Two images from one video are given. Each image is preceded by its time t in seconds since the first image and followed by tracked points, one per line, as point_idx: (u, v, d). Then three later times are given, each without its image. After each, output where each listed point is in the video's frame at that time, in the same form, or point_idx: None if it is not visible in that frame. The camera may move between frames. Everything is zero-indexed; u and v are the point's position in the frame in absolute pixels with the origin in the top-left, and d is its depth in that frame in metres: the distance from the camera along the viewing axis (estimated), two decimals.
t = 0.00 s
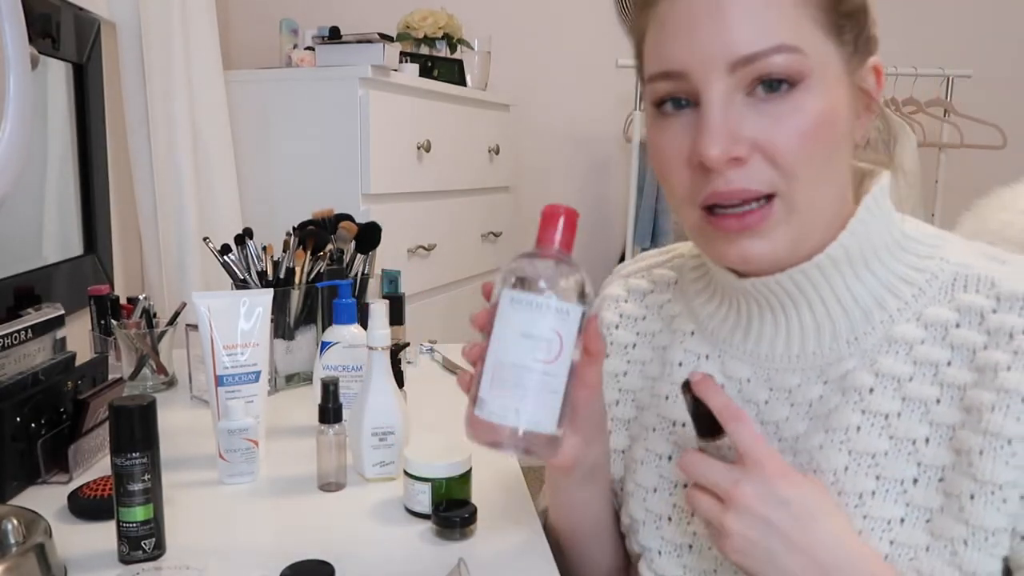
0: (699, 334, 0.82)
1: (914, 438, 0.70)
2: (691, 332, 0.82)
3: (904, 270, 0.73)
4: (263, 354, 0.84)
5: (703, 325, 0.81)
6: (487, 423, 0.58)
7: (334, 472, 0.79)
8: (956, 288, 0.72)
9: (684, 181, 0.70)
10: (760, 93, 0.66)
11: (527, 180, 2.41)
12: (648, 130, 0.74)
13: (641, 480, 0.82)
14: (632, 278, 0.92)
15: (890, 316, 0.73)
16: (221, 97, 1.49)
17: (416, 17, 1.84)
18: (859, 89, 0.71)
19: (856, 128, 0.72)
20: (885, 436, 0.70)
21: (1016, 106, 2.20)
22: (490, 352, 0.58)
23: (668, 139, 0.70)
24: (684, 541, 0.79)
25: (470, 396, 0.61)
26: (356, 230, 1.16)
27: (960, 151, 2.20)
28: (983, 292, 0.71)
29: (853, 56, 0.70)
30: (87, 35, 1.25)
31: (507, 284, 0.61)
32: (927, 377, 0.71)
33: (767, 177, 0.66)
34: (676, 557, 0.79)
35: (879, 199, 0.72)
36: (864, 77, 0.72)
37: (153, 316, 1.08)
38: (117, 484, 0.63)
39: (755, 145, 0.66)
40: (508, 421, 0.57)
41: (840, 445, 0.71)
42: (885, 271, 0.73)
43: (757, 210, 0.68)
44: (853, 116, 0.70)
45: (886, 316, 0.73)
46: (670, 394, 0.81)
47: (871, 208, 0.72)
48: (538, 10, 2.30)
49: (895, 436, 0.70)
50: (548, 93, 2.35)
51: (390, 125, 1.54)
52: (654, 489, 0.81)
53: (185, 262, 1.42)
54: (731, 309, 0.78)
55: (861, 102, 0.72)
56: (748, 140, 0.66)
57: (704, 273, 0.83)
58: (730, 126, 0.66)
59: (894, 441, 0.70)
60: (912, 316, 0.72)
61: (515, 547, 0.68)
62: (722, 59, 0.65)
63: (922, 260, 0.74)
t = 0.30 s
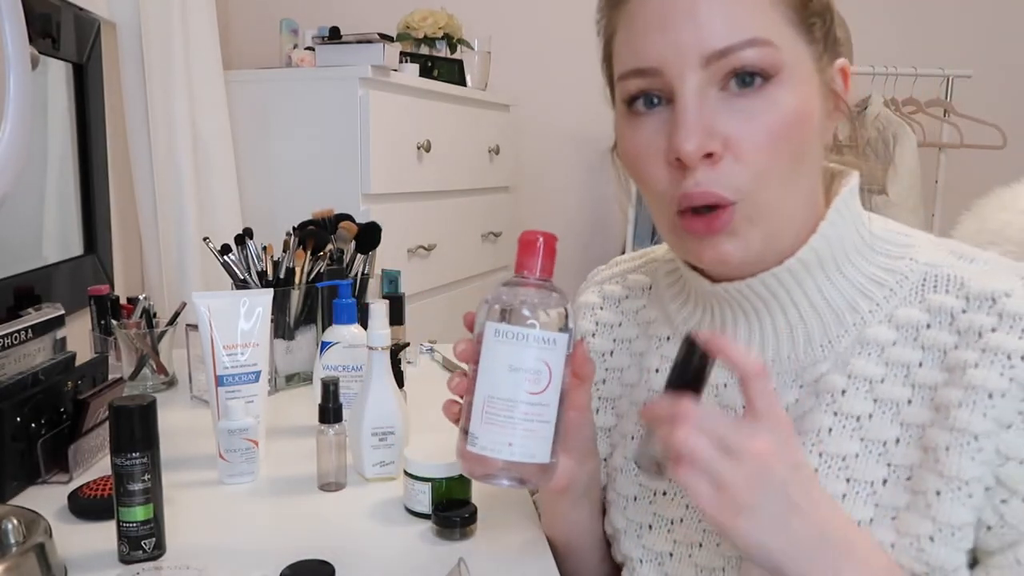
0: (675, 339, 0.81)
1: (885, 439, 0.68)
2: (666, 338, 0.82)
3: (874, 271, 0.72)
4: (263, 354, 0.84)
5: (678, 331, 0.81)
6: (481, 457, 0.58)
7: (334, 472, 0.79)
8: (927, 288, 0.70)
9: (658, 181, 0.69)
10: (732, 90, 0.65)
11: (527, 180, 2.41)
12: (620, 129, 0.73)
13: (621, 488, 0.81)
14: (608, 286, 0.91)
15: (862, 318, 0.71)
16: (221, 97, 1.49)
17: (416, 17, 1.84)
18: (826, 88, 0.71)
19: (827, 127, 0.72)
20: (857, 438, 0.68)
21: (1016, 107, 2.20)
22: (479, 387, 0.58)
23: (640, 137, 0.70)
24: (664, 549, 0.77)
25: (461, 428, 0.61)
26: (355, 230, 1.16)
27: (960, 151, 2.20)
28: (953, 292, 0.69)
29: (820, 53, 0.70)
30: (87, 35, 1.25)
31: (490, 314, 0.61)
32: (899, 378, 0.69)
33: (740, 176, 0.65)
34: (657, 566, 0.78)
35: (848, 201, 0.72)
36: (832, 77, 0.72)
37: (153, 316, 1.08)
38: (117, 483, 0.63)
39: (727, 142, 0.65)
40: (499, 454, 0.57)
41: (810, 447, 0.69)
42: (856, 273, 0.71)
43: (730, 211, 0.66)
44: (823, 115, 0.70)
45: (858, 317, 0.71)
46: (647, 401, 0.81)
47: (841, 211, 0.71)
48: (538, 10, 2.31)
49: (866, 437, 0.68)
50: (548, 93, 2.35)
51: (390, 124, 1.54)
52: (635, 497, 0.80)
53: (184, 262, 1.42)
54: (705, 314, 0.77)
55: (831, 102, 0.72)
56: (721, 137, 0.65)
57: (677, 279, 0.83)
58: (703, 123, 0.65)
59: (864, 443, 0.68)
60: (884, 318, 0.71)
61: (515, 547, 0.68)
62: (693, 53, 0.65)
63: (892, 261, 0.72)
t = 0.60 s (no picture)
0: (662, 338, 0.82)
1: (852, 431, 0.67)
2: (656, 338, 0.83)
3: (854, 268, 0.71)
4: (263, 354, 0.84)
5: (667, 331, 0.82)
6: (482, 467, 0.58)
7: (334, 472, 0.79)
8: (908, 283, 0.69)
9: (646, 178, 0.70)
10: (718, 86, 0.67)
11: (527, 180, 2.41)
12: (609, 127, 0.75)
13: (611, 487, 0.81)
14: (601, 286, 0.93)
15: (841, 315, 0.71)
16: (221, 96, 1.48)
17: (416, 17, 1.84)
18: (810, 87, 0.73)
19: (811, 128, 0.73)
20: (825, 431, 0.68)
21: (1017, 107, 2.20)
22: (476, 396, 0.58)
23: (626, 133, 0.71)
24: (651, 546, 0.77)
25: (459, 437, 0.61)
26: (355, 230, 1.15)
27: (960, 151, 2.20)
28: (929, 287, 0.67)
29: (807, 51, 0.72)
30: (87, 35, 1.25)
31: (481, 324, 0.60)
32: (870, 371, 0.67)
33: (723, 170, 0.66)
34: (644, 563, 0.78)
35: (831, 199, 0.72)
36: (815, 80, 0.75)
37: (153, 316, 1.08)
38: (117, 483, 0.63)
39: (710, 137, 0.66)
40: (500, 462, 0.58)
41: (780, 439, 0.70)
42: (835, 270, 0.71)
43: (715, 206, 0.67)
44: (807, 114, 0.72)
45: (838, 314, 0.71)
46: (636, 400, 0.81)
47: (820, 207, 0.72)
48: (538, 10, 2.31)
49: (834, 431, 0.68)
50: (548, 94, 2.35)
51: (390, 124, 1.54)
52: (622, 495, 0.80)
53: (184, 262, 1.42)
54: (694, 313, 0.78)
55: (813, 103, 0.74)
56: (704, 132, 0.66)
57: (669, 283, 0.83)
58: (687, 117, 0.67)
59: (833, 436, 0.68)
60: (862, 314, 0.70)
61: (515, 546, 0.68)
62: (677, 49, 0.67)
63: (875, 258, 0.71)
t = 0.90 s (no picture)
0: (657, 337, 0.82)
1: (844, 431, 0.67)
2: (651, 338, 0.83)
3: (844, 267, 0.71)
4: (263, 354, 0.84)
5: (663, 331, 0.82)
6: (489, 473, 0.59)
7: (334, 472, 0.79)
8: (897, 282, 0.69)
9: (633, 174, 0.70)
10: (704, 84, 0.67)
11: (527, 180, 2.41)
12: (602, 126, 0.75)
13: (607, 486, 0.81)
14: (598, 287, 0.93)
15: (832, 313, 0.71)
16: (221, 96, 1.48)
17: (417, 17, 1.84)
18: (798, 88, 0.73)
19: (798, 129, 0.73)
20: (818, 431, 0.68)
21: (1016, 107, 2.20)
22: (479, 403, 0.59)
23: (618, 131, 0.72)
24: (646, 545, 0.77)
25: (464, 441, 0.62)
26: (355, 230, 1.15)
27: (960, 151, 2.20)
28: (919, 286, 0.67)
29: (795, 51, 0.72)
30: (86, 35, 1.25)
31: (479, 332, 0.60)
32: (861, 370, 0.68)
33: (708, 167, 0.66)
34: (641, 562, 0.78)
35: (821, 196, 0.72)
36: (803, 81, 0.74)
37: (153, 316, 1.08)
38: (117, 483, 0.63)
39: (696, 134, 0.66)
40: (506, 468, 0.58)
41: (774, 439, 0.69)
42: (826, 268, 0.71)
43: (699, 204, 0.67)
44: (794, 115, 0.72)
45: (828, 313, 0.71)
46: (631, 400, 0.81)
47: (808, 208, 0.71)
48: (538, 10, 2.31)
49: (827, 431, 0.68)
50: (548, 93, 2.35)
51: (390, 124, 1.54)
52: (618, 494, 0.80)
53: (184, 262, 1.42)
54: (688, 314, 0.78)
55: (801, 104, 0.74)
56: (690, 129, 0.66)
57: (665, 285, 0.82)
58: (671, 115, 0.66)
59: (826, 436, 0.68)
60: (853, 312, 0.70)
61: (516, 546, 0.68)
62: (665, 46, 0.66)
63: (863, 256, 0.72)
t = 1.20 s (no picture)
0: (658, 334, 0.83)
1: (842, 427, 0.67)
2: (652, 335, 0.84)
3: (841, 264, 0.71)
4: (263, 354, 0.84)
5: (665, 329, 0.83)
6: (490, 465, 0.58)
7: (334, 472, 0.79)
8: (895, 280, 0.69)
9: (626, 172, 0.71)
10: (692, 82, 0.67)
11: (527, 180, 2.41)
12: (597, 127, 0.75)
13: (606, 482, 0.81)
14: (598, 285, 0.93)
15: (830, 311, 0.71)
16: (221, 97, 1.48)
17: (417, 17, 1.83)
18: (791, 84, 0.73)
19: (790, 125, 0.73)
20: (816, 427, 0.68)
21: (1016, 107, 2.20)
22: (481, 396, 0.59)
23: (611, 131, 0.72)
24: (644, 540, 0.77)
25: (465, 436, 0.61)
26: (356, 230, 1.15)
27: (960, 151, 2.19)
28: (916, 283, 0.67)
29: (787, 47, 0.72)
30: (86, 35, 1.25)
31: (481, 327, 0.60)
32: (858, 368, 0.68)
33: (697, 162, 0.66)
34: (639, 557, 0.78)
35: (820, 195, 0.73)
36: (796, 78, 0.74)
37: (153, 316, 1.08)
38: (117, 483, 0.63)
39: (685, 131, 0.66)
40: (508, 460, 0.58)
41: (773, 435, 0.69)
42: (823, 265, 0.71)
43: (691, 195, 0.67)
44: (786, 110, 0.71)
45: (826, 311, 0.71)
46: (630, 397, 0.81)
47: (807, 206, 0.72)
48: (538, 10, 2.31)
49: (825, 427, 0.68)
50: (548, 94, 2.35)
51: (390, 124, 1.54)
52: (617, 490, 0.80)
53: (184, 262, 1.42)
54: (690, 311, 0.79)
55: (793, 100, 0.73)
56: (678, 126, 0.66)
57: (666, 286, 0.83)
58: (658, 111, 0.67)
59: (824, 432, 0.68)
60: (850, 309, 0.70)
61: (517, 546, 0.68)
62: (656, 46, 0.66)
63: (861, 254, 0.71)
